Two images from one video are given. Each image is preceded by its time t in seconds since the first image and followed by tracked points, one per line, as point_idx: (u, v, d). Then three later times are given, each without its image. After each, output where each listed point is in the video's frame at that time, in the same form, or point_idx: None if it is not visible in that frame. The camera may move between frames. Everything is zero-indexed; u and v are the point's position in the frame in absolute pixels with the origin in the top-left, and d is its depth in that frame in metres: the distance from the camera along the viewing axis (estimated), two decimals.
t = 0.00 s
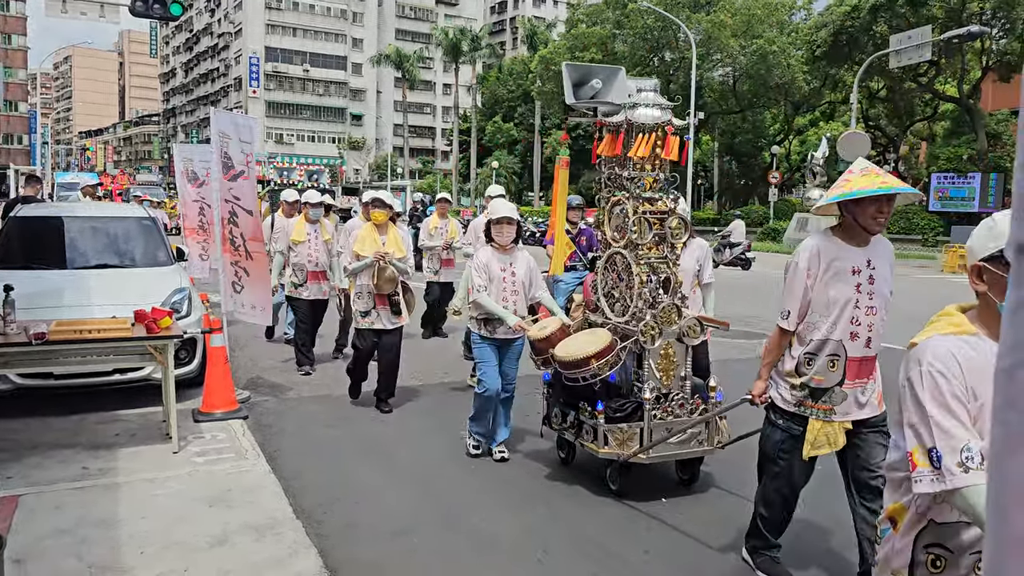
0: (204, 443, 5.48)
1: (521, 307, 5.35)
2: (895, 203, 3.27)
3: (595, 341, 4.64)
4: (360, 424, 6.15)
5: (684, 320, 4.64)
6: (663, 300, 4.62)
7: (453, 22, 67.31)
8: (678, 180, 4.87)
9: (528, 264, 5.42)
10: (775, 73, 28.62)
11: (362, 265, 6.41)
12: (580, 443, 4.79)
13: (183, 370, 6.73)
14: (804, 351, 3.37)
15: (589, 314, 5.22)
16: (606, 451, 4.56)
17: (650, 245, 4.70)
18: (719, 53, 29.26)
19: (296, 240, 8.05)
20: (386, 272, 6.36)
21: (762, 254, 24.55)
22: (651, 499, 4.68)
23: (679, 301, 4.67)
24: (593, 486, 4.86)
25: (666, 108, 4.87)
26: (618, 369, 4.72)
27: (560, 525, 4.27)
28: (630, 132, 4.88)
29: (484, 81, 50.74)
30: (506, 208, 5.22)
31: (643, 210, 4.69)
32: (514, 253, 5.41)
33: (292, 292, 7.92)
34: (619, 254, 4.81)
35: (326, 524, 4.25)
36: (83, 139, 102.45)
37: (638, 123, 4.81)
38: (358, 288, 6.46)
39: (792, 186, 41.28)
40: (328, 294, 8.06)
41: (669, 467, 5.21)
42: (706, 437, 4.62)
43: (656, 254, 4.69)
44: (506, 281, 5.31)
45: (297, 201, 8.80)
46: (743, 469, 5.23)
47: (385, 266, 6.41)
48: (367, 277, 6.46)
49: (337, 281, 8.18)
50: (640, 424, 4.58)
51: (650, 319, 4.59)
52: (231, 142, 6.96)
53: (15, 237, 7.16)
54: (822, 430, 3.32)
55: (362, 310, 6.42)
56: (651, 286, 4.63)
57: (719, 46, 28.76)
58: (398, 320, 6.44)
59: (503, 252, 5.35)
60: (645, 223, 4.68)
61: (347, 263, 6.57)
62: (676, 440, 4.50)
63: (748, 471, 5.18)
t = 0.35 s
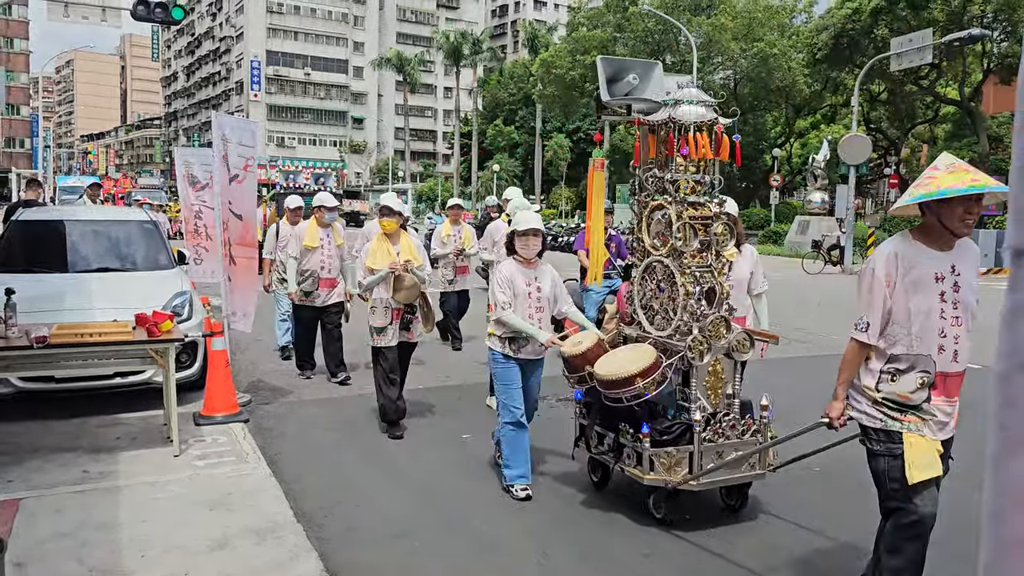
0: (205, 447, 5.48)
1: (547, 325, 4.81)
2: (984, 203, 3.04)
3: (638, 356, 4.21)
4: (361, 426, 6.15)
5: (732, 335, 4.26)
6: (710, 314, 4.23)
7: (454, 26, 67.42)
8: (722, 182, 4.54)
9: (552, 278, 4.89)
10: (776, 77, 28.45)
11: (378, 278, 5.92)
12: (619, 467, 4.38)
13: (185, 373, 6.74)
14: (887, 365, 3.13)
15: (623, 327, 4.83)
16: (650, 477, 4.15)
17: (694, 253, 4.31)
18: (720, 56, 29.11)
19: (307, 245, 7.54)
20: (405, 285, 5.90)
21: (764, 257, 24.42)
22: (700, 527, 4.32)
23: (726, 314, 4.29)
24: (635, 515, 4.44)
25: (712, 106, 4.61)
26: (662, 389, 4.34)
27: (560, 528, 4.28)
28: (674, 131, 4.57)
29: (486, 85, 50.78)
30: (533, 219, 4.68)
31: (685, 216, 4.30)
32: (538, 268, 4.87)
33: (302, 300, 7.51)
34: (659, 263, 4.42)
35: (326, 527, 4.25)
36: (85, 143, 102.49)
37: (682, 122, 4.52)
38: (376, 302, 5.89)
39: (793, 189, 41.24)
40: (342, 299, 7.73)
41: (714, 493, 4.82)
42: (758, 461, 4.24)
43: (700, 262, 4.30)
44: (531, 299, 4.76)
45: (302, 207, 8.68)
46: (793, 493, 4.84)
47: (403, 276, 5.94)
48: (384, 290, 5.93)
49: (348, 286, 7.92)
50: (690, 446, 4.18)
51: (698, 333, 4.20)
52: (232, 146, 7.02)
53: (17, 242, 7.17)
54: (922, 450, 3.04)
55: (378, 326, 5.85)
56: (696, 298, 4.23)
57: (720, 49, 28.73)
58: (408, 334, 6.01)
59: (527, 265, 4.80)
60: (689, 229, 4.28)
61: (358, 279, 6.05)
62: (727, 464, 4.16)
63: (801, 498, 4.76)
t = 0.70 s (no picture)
0: (208, 451, 5.48)
1: (580, 339, 4.43)
2: None
3: (684, 374, 3.92)
4: (364, 431, 6.15)
5: (786, 350, 4.03)
6: (762, 329, 3.98)
7: (456, 31, 67.45)
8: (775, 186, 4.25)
9: (585, 287, 4.50)
10: (779, 80, 28.06)
11: (401, 284, 5.54)
12: (662, 495, 4.04)
13: (188, 378, 6.75)
14: (982, 394, 2.87)
15: (665, 341, 4.51)
16: (696, 506, 3.80)
17: (744, 262, 4.02)
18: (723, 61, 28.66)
19: (329, 249, 7.29)
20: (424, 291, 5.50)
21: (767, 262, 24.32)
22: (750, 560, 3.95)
23: (779, 328, 4.04)
24: (678, 547, 4.07)
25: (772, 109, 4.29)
26: (709, 411, 4.00)
27: (564, 532, 4.27)
28: (722, 129, 4.25)
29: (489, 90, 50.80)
30: (569, 224, 4.33)
31: (736, 222, 4.02)
32: (571, 277, 4.47)
33: (324, 307, 7.20)
34: (705, 273, 4.13)
35: (330, 531, 4.26)
36: (88, 148, 102.79)
37: (731, 120, 4.19)
38: (398, 313, 5.53)
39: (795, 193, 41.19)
40: (362, 310, 7.37)
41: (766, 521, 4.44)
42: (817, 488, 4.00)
43: (749, 272, 4.02)
44: (565, 314, 4.37)
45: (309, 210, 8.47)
46: (855, 527, 4.45)
47: (427, 280, 5.57)
48: (406, 300, 5.57)
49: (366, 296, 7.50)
50: (742, 474, 3.82)
51: (749, 350, 3.92)
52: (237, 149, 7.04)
53: (21, 247, 7.19)
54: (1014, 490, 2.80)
55: (402, 338, 5.56)
56: (746, 312, 3.96)
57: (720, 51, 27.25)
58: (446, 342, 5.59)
59: (559, 275, 4.41)
60: (740, 236, 4.00)
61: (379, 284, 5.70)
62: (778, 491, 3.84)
63: (865, 533, 4.37)
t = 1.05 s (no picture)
0: (213, 450, 5.48)
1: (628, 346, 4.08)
2: None
3: (745, 390, 3.63)
4: (370, 430, 6.13)
5: (856, 363, 3.77)
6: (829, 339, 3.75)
7: (461, 31, 67.43)
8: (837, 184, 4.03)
9: (633, 288, 4.16)
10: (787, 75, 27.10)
11: (430, 284, 5.28)
12: (718, 521, 3.71)
13: (194, 377, 6.78)
14: None
15: (714, 351, 4.27)
16: (760, 534, 3.48)
17: (807, 266, 3.88)
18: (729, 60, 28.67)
19: (340, 254, 6.76)
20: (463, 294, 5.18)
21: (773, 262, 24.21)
22: None
23: (847, 338, 3.81)
24: None
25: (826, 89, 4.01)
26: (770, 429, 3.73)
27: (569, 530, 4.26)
28: (782, 118, 4.02)
29: (494, 90, 50.73)
30: (609, 216, 3.98)
31: (799, 221, 3.84)
32: (617, 276, 4.13)
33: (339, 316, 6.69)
34: (763, 276, 3.94)
35: (335, 529, 4.26)
36: (94, 149, 102.95)
37: (790, 107, 3.97)
38: (425, 313, 5.28)
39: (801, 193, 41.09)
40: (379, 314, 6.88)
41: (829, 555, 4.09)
42: (886, 513, 3.70)
43: (811, 275, 3.88)
44: (611, 318, 4.03)
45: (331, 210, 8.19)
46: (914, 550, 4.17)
47: (461, 281, 5.24)
48: (439, 298, 5.32)
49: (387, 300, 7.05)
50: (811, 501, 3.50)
51: (817, 362, 3.70)
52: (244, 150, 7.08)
53: (26, 246, 7.19)
54: None
55: (430, 338, 5.24)
56: (809, 319, 3.77)
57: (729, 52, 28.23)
58: (472, 351, 5.25)
59: (604, 275, 4.07)
60: (803, 237, 3.84)
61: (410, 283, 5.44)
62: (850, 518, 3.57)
63: (938, 562, 4.02)
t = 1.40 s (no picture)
0: (213, 447, 5.47)
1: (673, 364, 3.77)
2: None
3: (817, 410, 3.37)
4: (371, 428, 6.11)
5: (937, 378, 3.53)
6: (907, 352, 3.49)
7: (461, 30, 67.40)
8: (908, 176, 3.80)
9: (674, 299, 3.85)
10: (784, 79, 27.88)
11: (452, 295, 4.89)
12: (781, 553, 3.45)
13: (193, 374, 6.78)
14: None
15: (769, 361, 4.11)
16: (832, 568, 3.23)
17: (882, 266, 3.61)
18: (728, 58, 28.84)
19: (356, 254, 6.35)
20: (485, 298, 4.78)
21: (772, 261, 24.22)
22: None
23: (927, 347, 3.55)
24: None
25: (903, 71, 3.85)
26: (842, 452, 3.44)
27: (571, 528, 4.24)
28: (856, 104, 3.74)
29: (494, 89, 50.67)
30: (651, 225, 3.74)
31: (870, 220, 3.59)
32: (659, 287, 3.82)
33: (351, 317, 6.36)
34: (829, 281, 3.71)
35: (335, 526, 4.25)
36: (94, 148, 102.96)
37: (865, 92, 3.70)
38: (450, 327, 4.86)
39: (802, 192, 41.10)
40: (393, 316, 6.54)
41: None
42: (970, 546, 3.46)
43: (883, 279, 3.61)
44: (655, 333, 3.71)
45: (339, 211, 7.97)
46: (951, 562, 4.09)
47: (485, 286, 4.86)
48: (460, 310, 4.91)
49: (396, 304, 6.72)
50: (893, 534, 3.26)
51: (895, 379, 3.42)
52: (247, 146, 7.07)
53: (25, 244, 7.17)
54: None
55: (457, 355, 4.80)
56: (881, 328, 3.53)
57: (727, 51, 28.45)
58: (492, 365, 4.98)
59: (645, 286, 3.75)
60: (875, 237, 3.59)
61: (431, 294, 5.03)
62: (933, 552, 3.34)
63: None
